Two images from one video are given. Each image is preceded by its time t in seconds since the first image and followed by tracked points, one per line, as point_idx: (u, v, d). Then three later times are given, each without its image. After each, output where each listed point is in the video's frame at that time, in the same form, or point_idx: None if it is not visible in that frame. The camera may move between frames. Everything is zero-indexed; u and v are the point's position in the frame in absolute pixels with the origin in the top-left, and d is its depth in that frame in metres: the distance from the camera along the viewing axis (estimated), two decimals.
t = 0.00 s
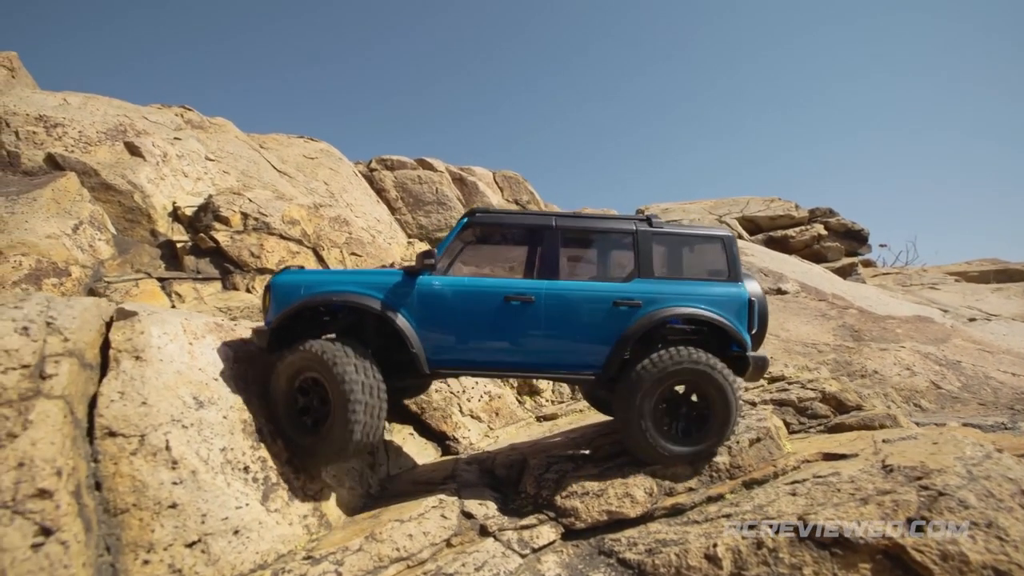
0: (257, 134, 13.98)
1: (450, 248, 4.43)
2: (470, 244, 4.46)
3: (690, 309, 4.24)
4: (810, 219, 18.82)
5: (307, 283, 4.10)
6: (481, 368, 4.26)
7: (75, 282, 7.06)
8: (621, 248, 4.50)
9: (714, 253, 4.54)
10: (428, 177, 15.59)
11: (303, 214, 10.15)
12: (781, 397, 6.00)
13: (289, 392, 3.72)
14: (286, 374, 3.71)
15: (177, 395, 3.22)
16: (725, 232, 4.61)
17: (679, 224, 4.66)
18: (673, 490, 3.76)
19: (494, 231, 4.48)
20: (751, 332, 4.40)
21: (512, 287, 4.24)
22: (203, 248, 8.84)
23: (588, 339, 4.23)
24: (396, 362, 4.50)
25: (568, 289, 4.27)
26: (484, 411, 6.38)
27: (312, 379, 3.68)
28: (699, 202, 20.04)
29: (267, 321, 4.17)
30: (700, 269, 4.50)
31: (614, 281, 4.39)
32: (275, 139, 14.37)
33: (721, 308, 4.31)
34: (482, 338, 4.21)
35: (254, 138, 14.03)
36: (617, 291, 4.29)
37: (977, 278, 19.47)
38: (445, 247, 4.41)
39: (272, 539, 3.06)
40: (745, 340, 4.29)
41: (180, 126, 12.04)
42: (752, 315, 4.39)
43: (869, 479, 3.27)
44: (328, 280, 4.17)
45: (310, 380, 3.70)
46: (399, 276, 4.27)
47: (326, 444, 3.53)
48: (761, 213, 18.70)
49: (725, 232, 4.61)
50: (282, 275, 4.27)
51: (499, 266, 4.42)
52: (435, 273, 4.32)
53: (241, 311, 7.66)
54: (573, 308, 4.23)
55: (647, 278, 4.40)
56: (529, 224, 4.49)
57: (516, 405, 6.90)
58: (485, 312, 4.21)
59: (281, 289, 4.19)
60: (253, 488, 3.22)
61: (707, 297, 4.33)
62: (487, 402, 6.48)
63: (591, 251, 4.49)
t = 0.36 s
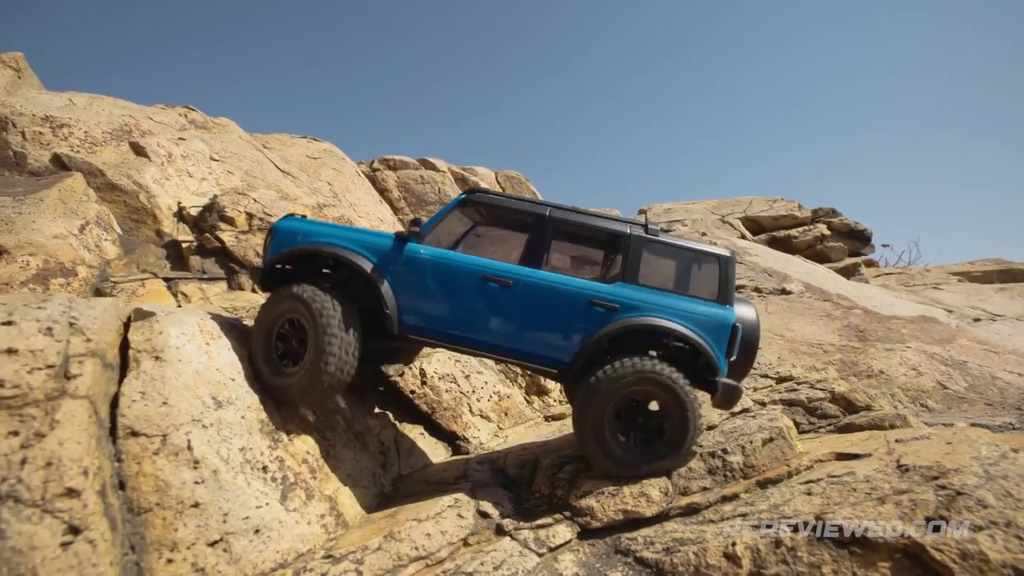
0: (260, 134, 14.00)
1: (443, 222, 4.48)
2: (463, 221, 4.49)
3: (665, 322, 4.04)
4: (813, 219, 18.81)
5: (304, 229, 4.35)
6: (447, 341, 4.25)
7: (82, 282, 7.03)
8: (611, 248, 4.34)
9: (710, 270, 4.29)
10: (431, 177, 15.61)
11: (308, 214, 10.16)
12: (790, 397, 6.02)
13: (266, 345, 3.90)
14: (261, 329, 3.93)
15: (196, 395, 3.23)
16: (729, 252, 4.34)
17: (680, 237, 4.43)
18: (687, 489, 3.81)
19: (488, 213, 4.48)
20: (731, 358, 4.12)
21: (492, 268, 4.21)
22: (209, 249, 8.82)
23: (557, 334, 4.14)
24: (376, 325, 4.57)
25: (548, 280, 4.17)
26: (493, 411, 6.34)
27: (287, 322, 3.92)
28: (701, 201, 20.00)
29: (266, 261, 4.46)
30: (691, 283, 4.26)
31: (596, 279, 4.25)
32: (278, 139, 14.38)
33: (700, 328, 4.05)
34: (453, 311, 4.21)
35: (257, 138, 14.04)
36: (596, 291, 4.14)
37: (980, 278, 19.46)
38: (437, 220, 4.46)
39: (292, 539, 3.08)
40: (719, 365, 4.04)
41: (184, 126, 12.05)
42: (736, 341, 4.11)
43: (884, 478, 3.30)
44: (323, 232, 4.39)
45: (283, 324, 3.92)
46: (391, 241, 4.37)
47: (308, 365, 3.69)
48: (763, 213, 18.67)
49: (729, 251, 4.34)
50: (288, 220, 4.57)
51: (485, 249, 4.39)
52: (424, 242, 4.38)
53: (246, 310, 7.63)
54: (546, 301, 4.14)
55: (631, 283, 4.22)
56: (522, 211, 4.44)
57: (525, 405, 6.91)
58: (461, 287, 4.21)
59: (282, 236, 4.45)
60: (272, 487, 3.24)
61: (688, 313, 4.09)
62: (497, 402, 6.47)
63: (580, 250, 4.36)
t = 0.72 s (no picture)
0: (264, 135, 14.04)
1: (450, 211, 4.52)
2: (470, 212, 4.52)
3: (651, 336, 4.05)
4: (816, 219, 18.80)
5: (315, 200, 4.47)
6: (436, 328, 4.31)
7: (91, 282, 6.97)
8: (610, 254, 4.32)
9: (705, 291, 4.26)
10: (434, 177, 15.67)
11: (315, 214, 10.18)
12: (800, 397, 6.04)
13: (268, 321, 4.05)
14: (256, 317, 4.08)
15: (218, 395, 3.26)
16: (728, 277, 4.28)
17: (681, 255, 4.39)
18: (703, 488, 3.83)
19: (494, 207, 4.50)
20: (712, 381, 4.14)
21: (490, 262, 4.24)
22: (215, 249, 8.77)
23: (541, 332, 4.17)
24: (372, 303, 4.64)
25: (544, 279, 4.19)
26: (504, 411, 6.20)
27: (281, 306, 4.09)
28: (705, 201, 19.96)
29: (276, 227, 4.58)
30: (685, 300, 4.24)
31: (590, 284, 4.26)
32: (282, 140, 14.41)
33: (686, 348, 4.08)
34: (443, 302, 4.25)
35: (261, 139, 14.06)
36: (588, 296, 4.16)
37: (985, 278, 19.42)
38: (444, 209, 4.50)
39: (314, 538, 3.11)
40: (698, 386, 4.07)
41: (189, 127, 12.10)
42: (719, 365, 4.12)
43: (900, 478, 3.34)
44: (333, 206, 4.49)
45: (277, 308, 4.08)
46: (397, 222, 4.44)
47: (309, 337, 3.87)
48: (767, 213, 18.64)
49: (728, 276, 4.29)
50: (302, 190, 4.70)
51: (487, 244, 4.41)
52: (428, 228, 4.43)
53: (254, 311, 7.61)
54: (536, 301, 4.16)
55: (624, 292, 4.22)
56: (528, 209, 4.44)
57: (534, 406, 6.71)
58: (455, 279, 4.25)
59: (295, 205, 4.58)
60: (294, 486, 3.27)
61: (674, 331, 4.11)
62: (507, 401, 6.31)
63: (577, 253, 4.35)
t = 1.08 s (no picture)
0: (266, 135, 14.05)
1: (447, 211, 4.57)
2: (465, 213, 4.57)
3: (632, 344, 4.04)
4: (819, 220, 18.79)
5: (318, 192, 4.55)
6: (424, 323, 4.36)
7: (96, 281, 6.86)
8: (598, 262, 4.34)
9: (689, 305, 4.27)
10: (436, 177, 15.73)
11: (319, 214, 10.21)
12: (807, 397, 6.06)
13: (268, 303, 4.15)
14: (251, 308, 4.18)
15: (235, 395, 3.29)
16: (715, 293, 4.29)
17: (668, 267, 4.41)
18: (713, 488, 3.87)
19: (489, 210, 4.54)
20: (690, 394, 4.11)
21: (480, 260, 4.27)
22: (220, 249, 8.74)
23: (523, 332, 4.19)
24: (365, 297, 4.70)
25: (531, 280, 4.22)
26: (511, 411, 6.11)
27: (276, 296, 4.19)
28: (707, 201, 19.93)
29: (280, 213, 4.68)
30: (670, 312, 4.25)
31: (576, 290, 4.28)
32: (284, 140, 14.42)
33: (665, 359, 4.06)
34: (430, 300, 4.31)
35: (264, 138, 14.06)
36: (573, 301, 4.17)
37: (987, 279, 19.42)
38: (440, 209, 4.55)
39: (329, 536, 3.14)
40: (676, 397, 4.03)
41: (193, 127, 12.12)
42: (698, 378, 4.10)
43: (911, 478, 3.37)
44: (336, 199, 4.58)
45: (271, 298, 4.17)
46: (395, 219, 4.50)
47: (309, 320, 3.99)
48: (769, 214, 18.64)
49: (715, 293, 4.29)
50: (308, 181, 4.79)
51: (481, 245, 4.45)
52: (425, 226, 4.47)
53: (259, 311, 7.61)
54: (520, 302, 4.19)
55: (609, 300, 4.23)
56: (521, 213, 4.48)
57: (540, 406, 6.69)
58: (444, 277, 4.29)
59: (298, 194, 4.67)
60: (309, 486, 3.29)
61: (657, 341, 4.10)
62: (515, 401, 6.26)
63: (566, 260, 4.38)
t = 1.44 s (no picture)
0: (269, 133, 14.05)
1: (442, 205, 4.62)
2: (459, 208, 4.61)
3: (608, 346, 4.06)
4: (822, 218, 18.77)
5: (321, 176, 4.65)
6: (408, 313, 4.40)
7: (104, 279, 6.70)
8: (583, 263, 4.37)
9: (670, 312, 4.29)
10: (438, 176, 15.81)
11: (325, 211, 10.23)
12: (814, 396, 6.07)
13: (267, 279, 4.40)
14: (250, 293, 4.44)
15: (253, 392, 3.32)
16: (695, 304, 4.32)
17: (651, 276, 4.45)
18: (725, 485, 3.91)
19: (482, 208, 4.60)
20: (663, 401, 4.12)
21: (467, 254, 4.32)
22: (225, 245, 8.77)
23: (502, 326, 4.24)
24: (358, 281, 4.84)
25: (516, 276, 4.27)
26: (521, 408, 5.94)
27: (275, 273, 4.43)
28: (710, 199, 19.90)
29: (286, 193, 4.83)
30: (650, 318, 4.28)
31: (559, 290, 4.32)
32: (287, 137, 14.40)
33: (641, 362, 4.07)
34: (416, 292, 4.37)
35: (267, 135, 14.04)
36: (554, 300, 4.20)
37: (990, 278, 19.42)
38: (436, 202, 4.60)
39: (348, 531, 3.17)
40: (650, 403, 4.04)
41: (197, 124, 12.12)
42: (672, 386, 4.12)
43: (924, 475, 3.40)
44: (336, 183, 4.67)
45: (267, 282, 4.40)
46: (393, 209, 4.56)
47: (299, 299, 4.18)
48: (772, 212, 18.61)
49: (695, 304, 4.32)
50: (313, 166, 4.90)
51: (473, 241, 4.50)
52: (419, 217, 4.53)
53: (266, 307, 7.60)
54: (502, 298, 4.23)
55: (589, 302, 4.26)
56: (512, 213, 4.53)
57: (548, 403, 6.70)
58: (429, 270, 4.35)
59: (301, 178, 4.79)
60: (327, 481, 3.33)
61: (635, 345, 4.12)
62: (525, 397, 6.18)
63: (553, 258, 4.43)
